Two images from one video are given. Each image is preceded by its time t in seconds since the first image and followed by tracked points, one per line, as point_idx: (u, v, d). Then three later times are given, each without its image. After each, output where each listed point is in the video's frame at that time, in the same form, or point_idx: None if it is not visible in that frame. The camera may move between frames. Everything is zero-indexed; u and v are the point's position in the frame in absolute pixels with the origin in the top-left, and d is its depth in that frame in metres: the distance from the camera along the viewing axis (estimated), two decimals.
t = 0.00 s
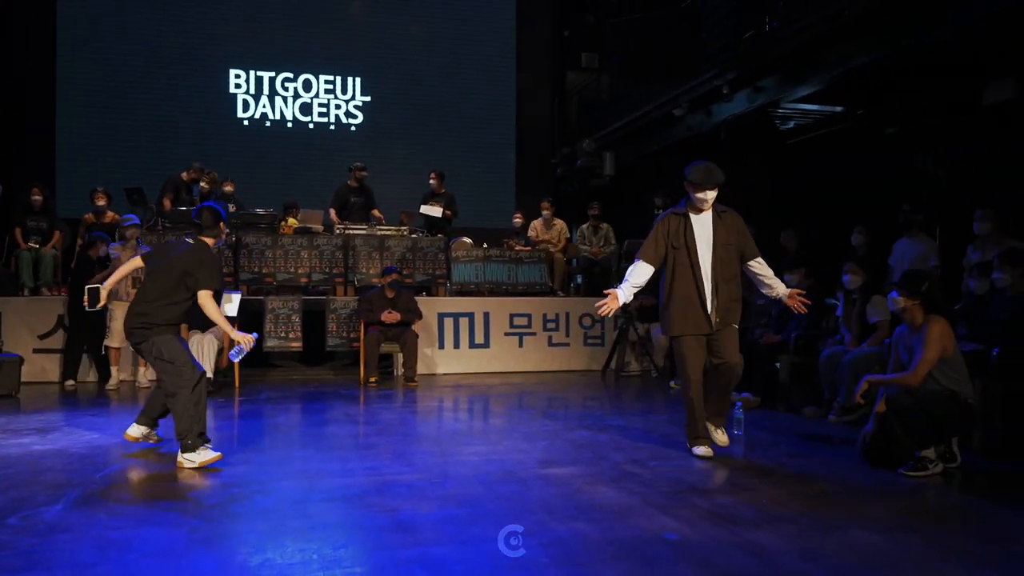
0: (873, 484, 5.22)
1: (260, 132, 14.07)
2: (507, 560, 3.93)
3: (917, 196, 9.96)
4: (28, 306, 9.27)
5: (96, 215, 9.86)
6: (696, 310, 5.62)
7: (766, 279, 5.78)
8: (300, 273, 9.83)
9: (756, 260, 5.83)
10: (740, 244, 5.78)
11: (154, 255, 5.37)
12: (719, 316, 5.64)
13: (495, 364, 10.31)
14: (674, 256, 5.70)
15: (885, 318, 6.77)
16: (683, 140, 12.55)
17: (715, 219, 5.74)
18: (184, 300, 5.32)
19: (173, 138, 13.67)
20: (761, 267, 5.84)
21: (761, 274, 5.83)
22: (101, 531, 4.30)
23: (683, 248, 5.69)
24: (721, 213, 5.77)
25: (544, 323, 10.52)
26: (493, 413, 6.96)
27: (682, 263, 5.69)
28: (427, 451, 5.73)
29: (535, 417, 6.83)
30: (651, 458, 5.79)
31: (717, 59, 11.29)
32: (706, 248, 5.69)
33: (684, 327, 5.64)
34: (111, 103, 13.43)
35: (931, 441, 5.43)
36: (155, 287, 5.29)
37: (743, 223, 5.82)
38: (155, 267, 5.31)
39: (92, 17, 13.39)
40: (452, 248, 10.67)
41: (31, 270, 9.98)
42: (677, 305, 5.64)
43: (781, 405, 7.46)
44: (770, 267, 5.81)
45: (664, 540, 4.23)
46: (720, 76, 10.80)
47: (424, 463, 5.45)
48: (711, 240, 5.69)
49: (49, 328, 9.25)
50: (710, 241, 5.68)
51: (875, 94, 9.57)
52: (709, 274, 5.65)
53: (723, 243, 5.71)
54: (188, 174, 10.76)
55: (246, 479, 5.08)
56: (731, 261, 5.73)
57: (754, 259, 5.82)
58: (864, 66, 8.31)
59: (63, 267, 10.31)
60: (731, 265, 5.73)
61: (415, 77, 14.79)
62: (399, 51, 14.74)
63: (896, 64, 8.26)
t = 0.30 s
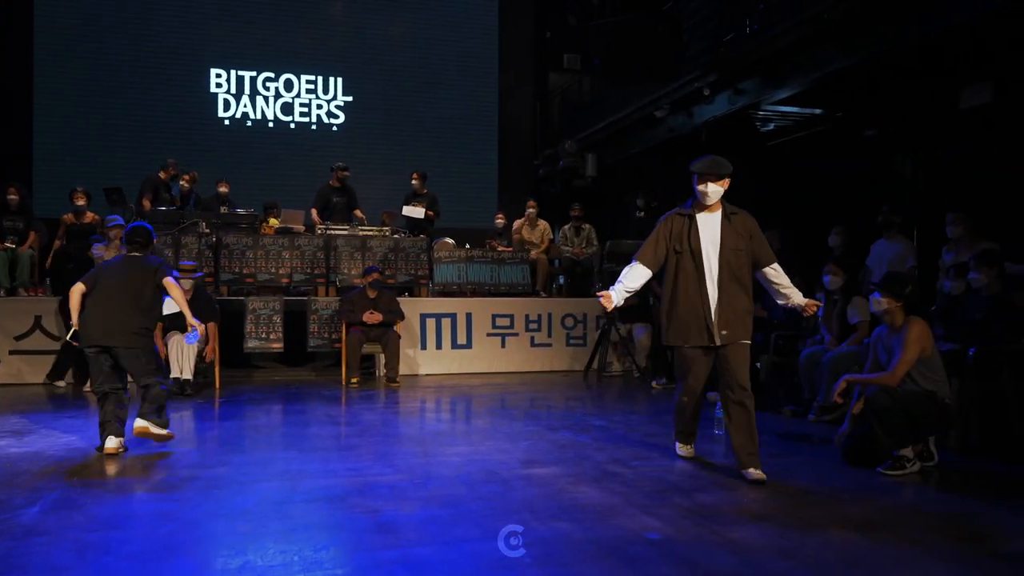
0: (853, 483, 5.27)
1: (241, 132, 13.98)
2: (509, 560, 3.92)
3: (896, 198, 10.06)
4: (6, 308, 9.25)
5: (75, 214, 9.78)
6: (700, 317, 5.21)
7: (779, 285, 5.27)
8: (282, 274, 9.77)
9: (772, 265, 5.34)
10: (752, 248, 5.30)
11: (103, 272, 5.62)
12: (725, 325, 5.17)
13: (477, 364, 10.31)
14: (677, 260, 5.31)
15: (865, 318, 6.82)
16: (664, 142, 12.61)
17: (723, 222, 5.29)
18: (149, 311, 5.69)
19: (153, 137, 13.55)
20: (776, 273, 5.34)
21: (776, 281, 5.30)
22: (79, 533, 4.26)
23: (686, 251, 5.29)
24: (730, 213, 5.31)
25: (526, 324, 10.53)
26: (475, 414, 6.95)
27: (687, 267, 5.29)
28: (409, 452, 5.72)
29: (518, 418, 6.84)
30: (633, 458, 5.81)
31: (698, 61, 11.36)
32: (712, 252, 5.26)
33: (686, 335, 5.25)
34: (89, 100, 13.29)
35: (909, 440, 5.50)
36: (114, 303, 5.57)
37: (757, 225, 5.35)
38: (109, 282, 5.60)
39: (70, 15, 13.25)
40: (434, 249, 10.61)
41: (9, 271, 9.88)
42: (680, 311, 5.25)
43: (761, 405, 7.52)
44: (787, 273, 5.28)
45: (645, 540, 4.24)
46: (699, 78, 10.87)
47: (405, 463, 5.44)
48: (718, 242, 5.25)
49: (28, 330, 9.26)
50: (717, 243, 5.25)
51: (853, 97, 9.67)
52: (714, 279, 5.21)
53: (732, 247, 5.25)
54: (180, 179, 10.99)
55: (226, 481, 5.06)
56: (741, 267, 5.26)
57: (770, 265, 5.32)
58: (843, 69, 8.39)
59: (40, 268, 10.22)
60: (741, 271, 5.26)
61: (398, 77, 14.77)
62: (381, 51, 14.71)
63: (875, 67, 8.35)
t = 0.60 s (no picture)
0: (831, 482, 5.35)
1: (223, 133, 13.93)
2: (504, 561, 3.94)
3: (874, 201, 10.20)
4: None
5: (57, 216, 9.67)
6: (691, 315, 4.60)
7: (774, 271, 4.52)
8: (266, 275, 9.82)
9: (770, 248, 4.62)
10: (745, 232, 4.64)
11: (64, 270, 6.12)
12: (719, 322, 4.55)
13: (460, 365, 10.34)
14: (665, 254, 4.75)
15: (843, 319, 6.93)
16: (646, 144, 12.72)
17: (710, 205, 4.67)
18: (110, 299, 6.21)
19: (134, 137, 13.46)
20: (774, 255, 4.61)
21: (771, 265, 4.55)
22: (62, 535, 4.25)
23: (671, 241, 4.71)
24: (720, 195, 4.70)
25: (510, 325, 10.58)
26: (459, 414, 6.99)
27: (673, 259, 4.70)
28: (393, 452, 5.75)
29: (502, 418, 6.89)
30: (615, 457, 5.88)
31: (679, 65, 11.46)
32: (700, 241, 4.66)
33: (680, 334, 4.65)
34: (70, 101, 13.18)
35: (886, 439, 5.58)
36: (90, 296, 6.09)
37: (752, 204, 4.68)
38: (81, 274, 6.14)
39: (50, 15, 13.14)
40: (417, 250, 10.69)
41: None
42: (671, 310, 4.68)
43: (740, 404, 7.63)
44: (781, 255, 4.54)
45: (627, 538, 4.30)
46: (681, 82, 10.99)
47: (389, 464, 5.47)
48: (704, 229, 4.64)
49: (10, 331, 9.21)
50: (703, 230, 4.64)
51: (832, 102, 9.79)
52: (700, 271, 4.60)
53: (719, 233, 4.62)
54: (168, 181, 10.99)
55: (211, 482, 5.07)
56: (733, 255, 4.62)
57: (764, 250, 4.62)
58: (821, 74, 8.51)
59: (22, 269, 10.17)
60: (733, 261, 4.64)
61: (381, 79, 14.78)
62: (364, 52, 14.70)
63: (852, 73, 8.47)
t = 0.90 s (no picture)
0: (822, 478, 5.46)
1: (218, 134, 13.96)
2: (503, 560, 3.96)
3: (863, 203, 10.33)
4: None
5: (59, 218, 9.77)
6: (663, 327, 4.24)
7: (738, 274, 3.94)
8: (266, 275, 9.91)
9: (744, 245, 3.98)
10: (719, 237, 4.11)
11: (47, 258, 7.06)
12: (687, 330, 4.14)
13: (457, 363, 10.41)
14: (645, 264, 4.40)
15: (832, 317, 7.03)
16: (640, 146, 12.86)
17: (685, 208, 4.21)
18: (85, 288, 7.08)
19: (130, 138, 13.49)
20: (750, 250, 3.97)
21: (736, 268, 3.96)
22: (64, 531, 4.32)
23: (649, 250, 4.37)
24: (699, 197, 4.19)
25: (506, 324, 10.66)
26: (456, 412, 7.07)
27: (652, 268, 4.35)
28: (391, 449, 5.84)
29: (498, 415, 6.98)
30: (610, 454, 5.98)
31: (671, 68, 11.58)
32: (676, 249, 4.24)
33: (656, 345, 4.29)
34: (65, 102, 13.19)
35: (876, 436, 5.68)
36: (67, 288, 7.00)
37: (729, 202, 4.09)
38: (56, 275, 7.02)
39: (45, 16, 13.15)
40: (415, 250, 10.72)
41: None
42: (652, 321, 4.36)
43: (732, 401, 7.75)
44: (750, 245, 3.86)
45: (621, 533, 4.39)
46: (674, 86, 11.13)
47: (388, 460, 5.56)
48: (677, 236, 4.22)
49: (13, 330, 9.29)
50: (676, 238, 4.22)
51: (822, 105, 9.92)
52: (672, 283, 4.21)
53: (692, 239, 4.17)
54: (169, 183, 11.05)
55: (211, 478, 5.15)
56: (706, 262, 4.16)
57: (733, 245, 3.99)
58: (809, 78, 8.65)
59: (24, 268, 10.26)
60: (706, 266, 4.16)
61: (376, 80, 14.83)
62: (359, 53, 14.74)
63: (842, 77, 8.59)
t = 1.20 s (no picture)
0: (814, 473, 5.62)
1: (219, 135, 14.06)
2: (509, 563, 3.90)
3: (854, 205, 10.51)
4: None
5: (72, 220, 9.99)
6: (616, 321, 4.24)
7: (670, 285, 3.91)
8: (273, 275, 10.09)
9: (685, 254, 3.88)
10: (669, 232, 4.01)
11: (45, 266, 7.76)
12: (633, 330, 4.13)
13: (459, 360, 10.56)
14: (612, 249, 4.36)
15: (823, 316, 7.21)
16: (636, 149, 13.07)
17: (645, 198, 4.13)
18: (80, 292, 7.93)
19: (133, 139, 13.58)
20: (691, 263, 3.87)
21: (671, 277, 3.91)
22: (75, 524, 4.42)
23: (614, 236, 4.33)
24: (657, 187, 4.08)
25: (506, 323, 10.82)
26: (458, 408, 7.22)
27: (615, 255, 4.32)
28: (395, 444, 5.99)
29: (499, 411, 7.13)
30: (607, 450, 6.13)
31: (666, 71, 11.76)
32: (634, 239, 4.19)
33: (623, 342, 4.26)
34: (68, 104, 13.27)
35: (866, 432, 5.85)
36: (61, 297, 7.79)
37: (679, 198, 3.95)
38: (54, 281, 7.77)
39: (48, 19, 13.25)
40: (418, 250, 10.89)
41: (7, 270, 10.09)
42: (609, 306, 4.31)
43: (726, 399, 7.90)
44: (687, 268, 3.82)
45: (617, 526, 4.53)
46: (668, 91, 11.35)
47: (392, 455, 5.70)
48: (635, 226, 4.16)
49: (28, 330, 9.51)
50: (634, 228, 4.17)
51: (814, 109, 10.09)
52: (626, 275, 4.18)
53: (648, 231, 4.10)
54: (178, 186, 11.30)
55: (219, 473, 5.28)
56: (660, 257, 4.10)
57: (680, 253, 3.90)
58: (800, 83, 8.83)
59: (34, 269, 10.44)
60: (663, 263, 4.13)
61: (376, 82, 14.96)
62: (359, 55, 14.84)
63: (833, 82, 8.77)
